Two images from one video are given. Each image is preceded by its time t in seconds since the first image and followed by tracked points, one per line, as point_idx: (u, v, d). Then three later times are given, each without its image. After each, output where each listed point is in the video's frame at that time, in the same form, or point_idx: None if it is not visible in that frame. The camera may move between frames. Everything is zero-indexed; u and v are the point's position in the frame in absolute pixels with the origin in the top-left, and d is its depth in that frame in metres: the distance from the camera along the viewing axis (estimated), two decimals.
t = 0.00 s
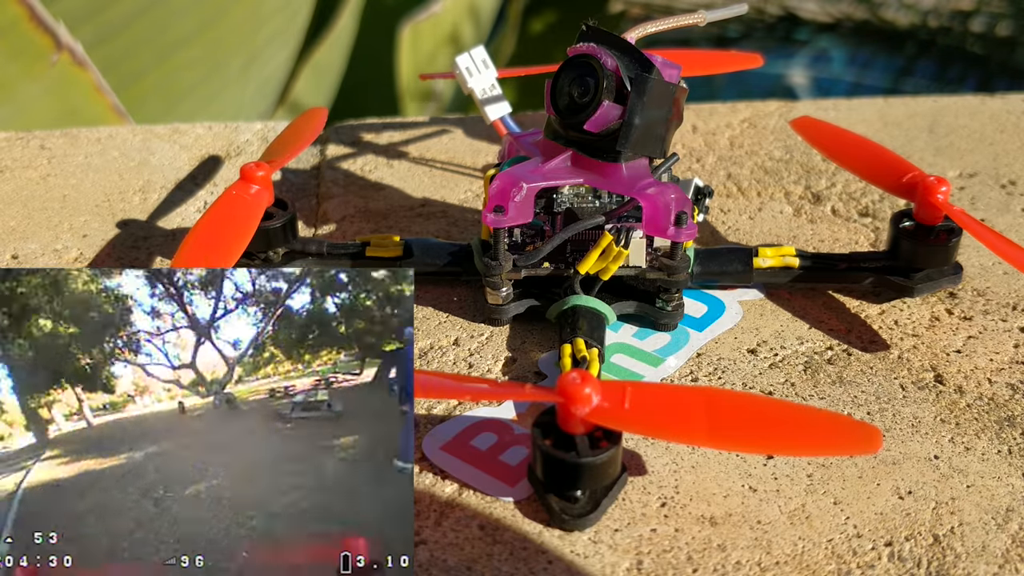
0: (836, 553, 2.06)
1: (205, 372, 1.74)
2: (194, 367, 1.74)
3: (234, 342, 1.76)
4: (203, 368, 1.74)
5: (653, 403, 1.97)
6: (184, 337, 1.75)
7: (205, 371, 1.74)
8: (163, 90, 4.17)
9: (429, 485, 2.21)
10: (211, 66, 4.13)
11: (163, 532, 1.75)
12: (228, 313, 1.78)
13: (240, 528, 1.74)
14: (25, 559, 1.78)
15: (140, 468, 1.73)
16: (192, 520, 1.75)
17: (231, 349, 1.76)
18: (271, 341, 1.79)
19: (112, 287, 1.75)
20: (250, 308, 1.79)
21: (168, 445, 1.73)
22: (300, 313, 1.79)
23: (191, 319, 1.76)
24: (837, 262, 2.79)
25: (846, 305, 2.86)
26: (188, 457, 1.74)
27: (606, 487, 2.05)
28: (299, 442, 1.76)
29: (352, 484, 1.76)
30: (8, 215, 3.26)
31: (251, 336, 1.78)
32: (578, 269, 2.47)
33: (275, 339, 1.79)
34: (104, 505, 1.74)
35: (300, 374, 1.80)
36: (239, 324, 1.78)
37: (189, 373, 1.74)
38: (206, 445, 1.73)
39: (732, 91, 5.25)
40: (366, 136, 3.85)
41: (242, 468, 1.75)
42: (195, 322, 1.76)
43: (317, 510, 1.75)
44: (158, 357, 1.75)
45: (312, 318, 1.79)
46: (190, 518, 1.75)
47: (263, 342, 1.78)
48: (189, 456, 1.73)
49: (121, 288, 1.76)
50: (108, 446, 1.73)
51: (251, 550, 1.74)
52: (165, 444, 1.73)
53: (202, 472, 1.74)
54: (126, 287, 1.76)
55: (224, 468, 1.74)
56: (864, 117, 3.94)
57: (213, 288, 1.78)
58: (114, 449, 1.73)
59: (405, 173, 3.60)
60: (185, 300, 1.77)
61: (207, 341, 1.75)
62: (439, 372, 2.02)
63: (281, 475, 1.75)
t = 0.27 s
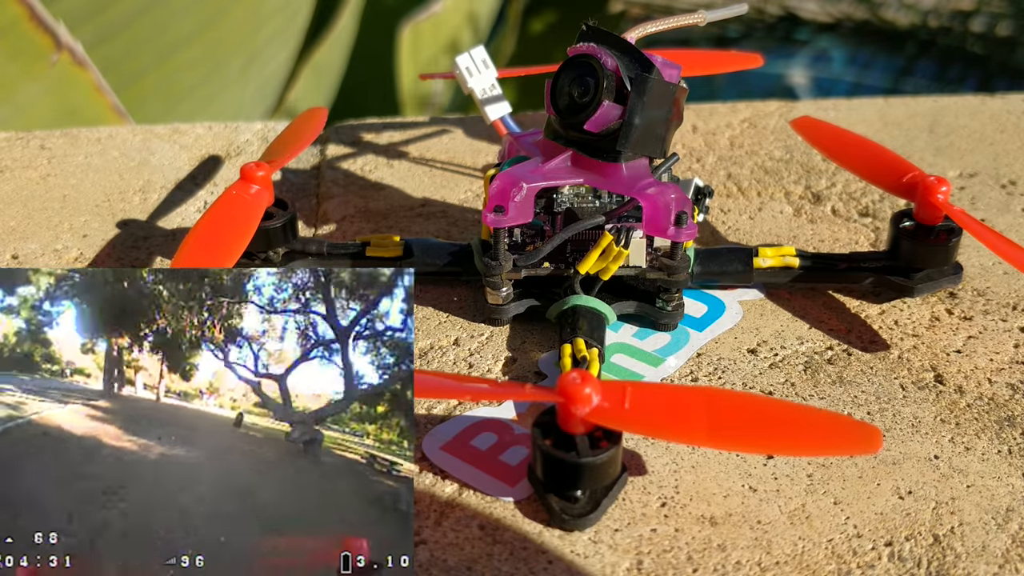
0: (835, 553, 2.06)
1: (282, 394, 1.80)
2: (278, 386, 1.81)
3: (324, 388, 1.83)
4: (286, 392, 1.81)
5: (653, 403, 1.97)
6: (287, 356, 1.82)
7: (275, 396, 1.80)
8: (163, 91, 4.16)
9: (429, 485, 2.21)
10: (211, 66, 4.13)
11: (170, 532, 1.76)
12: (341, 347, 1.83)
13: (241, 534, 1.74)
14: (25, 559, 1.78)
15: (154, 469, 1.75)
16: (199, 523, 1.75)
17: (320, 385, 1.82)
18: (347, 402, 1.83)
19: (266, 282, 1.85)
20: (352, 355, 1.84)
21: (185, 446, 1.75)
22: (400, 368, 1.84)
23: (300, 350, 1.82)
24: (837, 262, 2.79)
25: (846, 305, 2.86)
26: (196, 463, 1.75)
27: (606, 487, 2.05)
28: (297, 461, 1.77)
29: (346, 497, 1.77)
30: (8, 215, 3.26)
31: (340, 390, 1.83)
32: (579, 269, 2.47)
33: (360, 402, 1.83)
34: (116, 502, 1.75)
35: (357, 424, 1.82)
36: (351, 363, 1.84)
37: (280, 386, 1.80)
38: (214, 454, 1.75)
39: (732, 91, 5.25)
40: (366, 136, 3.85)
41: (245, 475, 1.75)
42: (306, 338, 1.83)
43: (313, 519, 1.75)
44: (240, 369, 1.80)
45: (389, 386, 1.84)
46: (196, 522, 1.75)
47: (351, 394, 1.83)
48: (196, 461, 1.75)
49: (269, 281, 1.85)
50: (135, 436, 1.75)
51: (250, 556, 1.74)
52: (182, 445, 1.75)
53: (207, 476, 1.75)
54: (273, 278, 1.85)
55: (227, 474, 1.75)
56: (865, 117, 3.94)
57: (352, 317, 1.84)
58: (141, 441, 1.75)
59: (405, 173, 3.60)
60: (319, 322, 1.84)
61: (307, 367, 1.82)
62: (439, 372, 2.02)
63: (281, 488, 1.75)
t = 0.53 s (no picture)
0: (836, 553, 2.06)
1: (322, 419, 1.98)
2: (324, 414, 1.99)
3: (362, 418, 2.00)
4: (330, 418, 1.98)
5: (653, 403, 1.97)
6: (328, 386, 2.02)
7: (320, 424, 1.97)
8: (163, 90, 4.16)
9: (429, 485, 2.21)
10: (211, 66, 4.14)
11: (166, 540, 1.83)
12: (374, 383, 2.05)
13: (240, 533, 1.82)
14: (25, 559, 1.85)
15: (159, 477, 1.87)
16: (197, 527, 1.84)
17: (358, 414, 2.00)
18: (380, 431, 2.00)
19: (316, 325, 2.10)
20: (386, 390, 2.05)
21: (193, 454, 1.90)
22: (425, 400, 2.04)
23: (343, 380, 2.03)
24: (837, 262, 2.79)
25: (846, 305, 2.86)
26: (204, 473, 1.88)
27: (606, 487, 2.05)
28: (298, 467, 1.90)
29: (340, 500, 1.87)
30: (8, 215, 3.26)
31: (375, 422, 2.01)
32: (579, 269, 2.47)
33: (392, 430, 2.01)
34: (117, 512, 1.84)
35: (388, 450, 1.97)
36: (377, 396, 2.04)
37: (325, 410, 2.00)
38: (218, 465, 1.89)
39: (732, 91, 5.24)
40: (366, 136, 3.85)
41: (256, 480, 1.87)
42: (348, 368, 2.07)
43: (310, 520, 1.84)
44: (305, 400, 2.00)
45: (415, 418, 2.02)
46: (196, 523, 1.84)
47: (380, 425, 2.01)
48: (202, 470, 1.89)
49: (325, 320, 2.12)
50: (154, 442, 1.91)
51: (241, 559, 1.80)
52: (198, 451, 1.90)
53: (218, 483, 1.87)
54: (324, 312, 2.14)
55: (233, 478, 1.87)
56: (865, 117, 3.94)
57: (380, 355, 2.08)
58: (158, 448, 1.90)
59: (405, 173, 3.60)
60: (356, 346, 2.10)
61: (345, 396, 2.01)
62: (439, 372, 2.02)
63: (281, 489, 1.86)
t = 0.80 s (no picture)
0: (836, 553, 2.06)
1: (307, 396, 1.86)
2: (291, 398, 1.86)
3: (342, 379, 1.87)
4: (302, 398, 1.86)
5: (653, 403, 1.97)
6: (268, 382, 1.87)
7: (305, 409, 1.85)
8: (163, 90, 4.16)
9: (429, 485, 2.21)
10: (211, 66, 4.14)
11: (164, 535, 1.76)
12: (287, 347, 1.89)
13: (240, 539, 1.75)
14: (26, 559, 1.81)
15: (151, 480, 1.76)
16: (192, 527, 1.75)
17: (327, 372, 1.88)
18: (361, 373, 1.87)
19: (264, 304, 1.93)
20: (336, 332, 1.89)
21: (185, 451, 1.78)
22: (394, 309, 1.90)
23: (279, 339, 1.89)
24: (837, 262, 2.79)
25: (846, 305, 2.86)
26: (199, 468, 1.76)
27: (606, 487, 2.05)
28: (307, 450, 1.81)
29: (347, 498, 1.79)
30: (8, 215, 3.26)
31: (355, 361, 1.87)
32: (579, 269, 2.47)
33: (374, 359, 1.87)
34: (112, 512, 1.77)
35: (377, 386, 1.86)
36: (318, 349, 1.89)
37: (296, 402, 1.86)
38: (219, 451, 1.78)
39: (733, 91, 5.24)
40: (366, 136, 3.85)
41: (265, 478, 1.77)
42: (257, 364, 1.88)
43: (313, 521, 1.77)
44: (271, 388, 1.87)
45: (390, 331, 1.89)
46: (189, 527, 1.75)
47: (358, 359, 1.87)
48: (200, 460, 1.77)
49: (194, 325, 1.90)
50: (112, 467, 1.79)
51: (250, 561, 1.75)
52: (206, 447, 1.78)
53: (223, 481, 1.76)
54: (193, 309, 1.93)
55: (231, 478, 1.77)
56: (864, 117, 3.94)
57: (272, 319, 1.92)
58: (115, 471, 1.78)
59: (405, 173, 3.60)
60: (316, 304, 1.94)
61: (303, 373, 1.88)
62: (439, 372, 2.02)
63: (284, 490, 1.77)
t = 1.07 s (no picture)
0: (836, 553, 2.06)
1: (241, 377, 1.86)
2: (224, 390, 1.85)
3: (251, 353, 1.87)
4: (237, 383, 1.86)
5: (653, 403, 1.97)
6: (166, 411, 1.83)
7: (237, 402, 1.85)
8: (163, 90, 4.16)
9: (429, 485, 2.21)
10: (211, 66, 4.14)
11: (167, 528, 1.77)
12: (139, 369, 1.84)
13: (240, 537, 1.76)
14: (25, 559, 1.80)
15: (153, 474, 1.78)
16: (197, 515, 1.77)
17: (234, 361, 1.87)
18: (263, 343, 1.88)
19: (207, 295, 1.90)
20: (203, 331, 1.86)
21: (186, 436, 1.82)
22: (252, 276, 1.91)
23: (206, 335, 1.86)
24: (837, 262, 2.79)
25: (846, 305, 2.86)
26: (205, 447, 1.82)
27: (606, 487, 2.05)
28: (308, 408, 1.84)
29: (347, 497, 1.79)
30: (8, 215, 3.26)
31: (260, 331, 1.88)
32: (579, 269, 2.47)
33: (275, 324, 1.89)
34: (112, 516, 1.77)
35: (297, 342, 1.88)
36: (171, 364, 1.85)
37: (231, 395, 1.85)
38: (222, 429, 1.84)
39: (733, 90, 5.24)
40: (366, 136, 3.85)
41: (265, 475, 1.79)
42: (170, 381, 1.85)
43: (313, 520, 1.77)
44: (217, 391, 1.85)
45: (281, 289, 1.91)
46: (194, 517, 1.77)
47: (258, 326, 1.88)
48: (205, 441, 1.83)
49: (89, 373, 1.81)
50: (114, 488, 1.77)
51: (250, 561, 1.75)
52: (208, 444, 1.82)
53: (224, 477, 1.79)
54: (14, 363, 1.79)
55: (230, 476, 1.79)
56: (864, 117, 3.94)
57: (116, 346, 1.83)
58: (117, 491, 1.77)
59: (405, 173, 3.60)
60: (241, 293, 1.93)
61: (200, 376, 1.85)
62: (439, 372, 2.02)
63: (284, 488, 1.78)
